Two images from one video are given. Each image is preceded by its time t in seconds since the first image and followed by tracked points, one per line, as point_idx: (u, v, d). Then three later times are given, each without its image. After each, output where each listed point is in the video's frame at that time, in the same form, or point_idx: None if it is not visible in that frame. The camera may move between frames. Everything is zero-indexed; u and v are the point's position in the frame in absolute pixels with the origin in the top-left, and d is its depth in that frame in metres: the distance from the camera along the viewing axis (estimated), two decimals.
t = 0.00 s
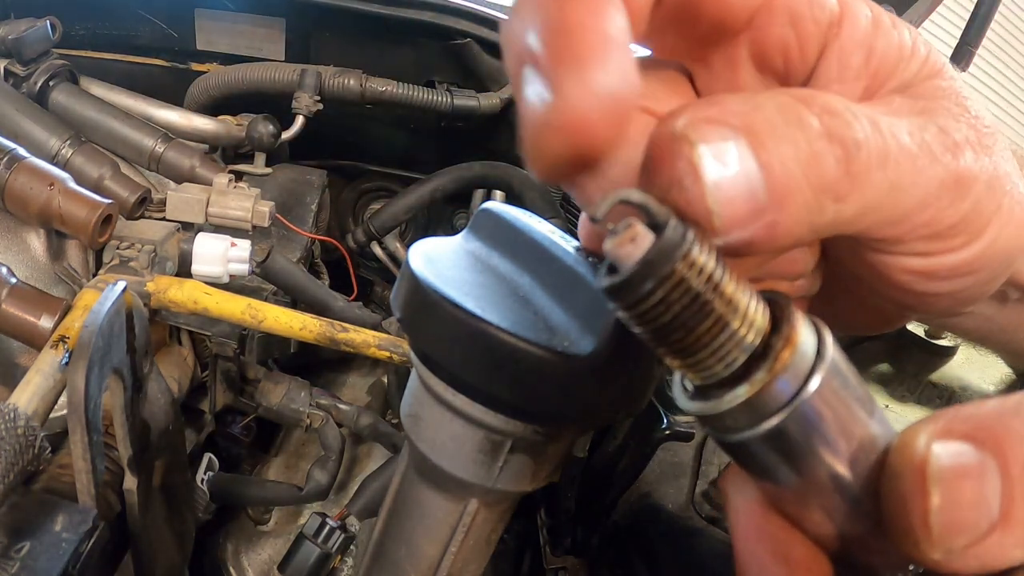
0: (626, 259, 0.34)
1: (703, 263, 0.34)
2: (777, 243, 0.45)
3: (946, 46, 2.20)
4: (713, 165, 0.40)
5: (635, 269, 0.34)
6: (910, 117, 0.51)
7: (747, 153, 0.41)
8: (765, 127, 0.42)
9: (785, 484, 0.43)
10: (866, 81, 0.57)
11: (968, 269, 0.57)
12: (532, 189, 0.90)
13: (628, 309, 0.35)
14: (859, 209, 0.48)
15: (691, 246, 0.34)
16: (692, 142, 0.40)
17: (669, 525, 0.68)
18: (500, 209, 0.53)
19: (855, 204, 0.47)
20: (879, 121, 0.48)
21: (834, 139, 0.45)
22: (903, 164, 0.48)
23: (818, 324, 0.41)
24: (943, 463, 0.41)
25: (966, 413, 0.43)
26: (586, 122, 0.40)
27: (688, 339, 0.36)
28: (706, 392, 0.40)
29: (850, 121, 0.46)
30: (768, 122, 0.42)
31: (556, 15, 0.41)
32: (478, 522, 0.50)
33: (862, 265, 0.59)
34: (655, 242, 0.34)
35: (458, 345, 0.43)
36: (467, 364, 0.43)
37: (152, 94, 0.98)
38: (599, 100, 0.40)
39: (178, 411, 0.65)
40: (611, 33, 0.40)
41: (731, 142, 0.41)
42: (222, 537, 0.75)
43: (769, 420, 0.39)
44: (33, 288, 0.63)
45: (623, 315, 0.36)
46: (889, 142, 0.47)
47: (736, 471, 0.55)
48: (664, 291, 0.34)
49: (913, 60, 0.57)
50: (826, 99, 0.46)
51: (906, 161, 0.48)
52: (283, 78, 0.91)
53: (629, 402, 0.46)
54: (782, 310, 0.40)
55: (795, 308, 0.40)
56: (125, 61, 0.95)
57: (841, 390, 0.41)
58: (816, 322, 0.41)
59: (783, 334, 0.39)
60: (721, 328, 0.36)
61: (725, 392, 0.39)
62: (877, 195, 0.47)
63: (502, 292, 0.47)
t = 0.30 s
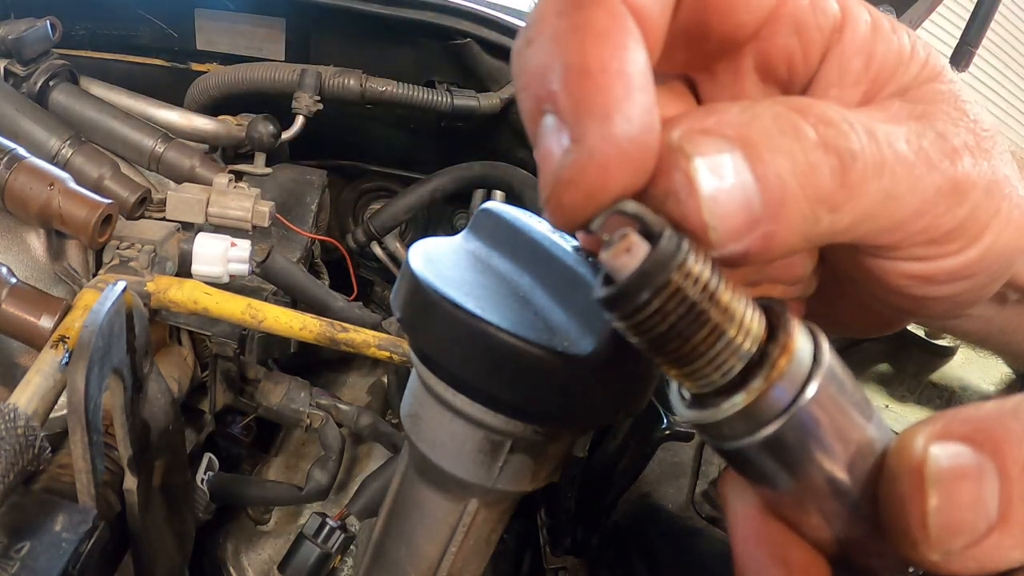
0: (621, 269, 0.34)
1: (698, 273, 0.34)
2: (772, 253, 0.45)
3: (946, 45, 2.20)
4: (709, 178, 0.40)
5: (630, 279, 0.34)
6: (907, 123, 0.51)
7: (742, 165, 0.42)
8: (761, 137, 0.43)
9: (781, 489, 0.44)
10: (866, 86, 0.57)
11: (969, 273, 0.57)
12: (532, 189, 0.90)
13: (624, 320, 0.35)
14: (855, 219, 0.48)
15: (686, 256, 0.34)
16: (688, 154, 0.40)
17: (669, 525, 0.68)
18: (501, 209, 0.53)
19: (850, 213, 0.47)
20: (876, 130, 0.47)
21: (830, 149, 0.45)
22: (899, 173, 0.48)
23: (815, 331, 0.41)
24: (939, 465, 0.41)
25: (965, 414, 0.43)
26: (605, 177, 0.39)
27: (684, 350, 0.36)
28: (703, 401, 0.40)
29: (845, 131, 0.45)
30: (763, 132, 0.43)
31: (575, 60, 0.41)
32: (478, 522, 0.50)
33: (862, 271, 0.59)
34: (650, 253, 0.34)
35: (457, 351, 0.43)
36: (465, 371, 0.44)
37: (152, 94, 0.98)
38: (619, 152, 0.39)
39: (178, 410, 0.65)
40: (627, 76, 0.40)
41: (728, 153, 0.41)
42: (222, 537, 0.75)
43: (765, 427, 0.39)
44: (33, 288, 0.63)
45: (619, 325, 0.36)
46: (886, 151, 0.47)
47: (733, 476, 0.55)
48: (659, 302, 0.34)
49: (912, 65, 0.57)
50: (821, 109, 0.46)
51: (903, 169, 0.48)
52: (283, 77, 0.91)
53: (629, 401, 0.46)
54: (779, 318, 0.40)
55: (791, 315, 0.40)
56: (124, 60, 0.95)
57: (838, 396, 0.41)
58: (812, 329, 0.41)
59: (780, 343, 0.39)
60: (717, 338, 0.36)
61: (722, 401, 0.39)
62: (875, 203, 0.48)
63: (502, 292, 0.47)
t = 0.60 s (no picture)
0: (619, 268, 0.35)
1: (695, 271, 0.34)
2: (771, 251, 0.45)
3: (946, 45, 2.20)
4: (706, 178, 0.40)
5: (628, 279, 0.34)
6: (907, 120, 0.51)
7: (740, 164, 0.42)
8: (756, 136, 0.42)
9: (782, 489, 0.44)
10: (861, 85, 0.57)
11: (970, 270, 0.56)
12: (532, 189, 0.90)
13: (622, 320, 0.35)
14: (856, 216, 0.48)
15: (683, 254, 0.34)
16: (684, 155, 0.40)
17: (669, 525, 0.68)
18: (500, 209, 0.53)
19: (852, 210, 0.47)
20: (875, 126, 0.47)
21: (828, 145, 0.44)
22: (900, 167, 0.47)
23: (813, 328, 0.41)
24: (941, 457, 0.41)
25: (963, 409, 0.44)
26: (583, 172, 0.39)
27: (682, 349, 0.36)
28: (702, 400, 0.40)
29: (844, 126, 0.45)
30: (759, 131, 0.43)
31: (556, 54, 0.41)
32: (478, 522, 0.50)
33: (862, 269, 0.59)
34: (648, 252, 0.34)
35: (457, 351, 0.43)
36: (468, 370, 0.44)
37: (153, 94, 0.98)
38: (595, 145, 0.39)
39: (178, 410, 0.65)
40: (606, 71, 0.40)
41: (723, 154, 0.41)
42: (222, 538, 0.75)
43: (766, 425, 0.39)
44: (33, 288, 0.63)
45: (617, 324, 0.36)
46: (886, 147, 0.47)
47: (733, 472, 0.56)
48: (657, 300, 0.34)
49: (907, 62, 0.57)
50: (818, 105, 0.46)
51: (903, 164, 0.48)
52: (283, 78, 0.91)
53: (629, 400, 0.46)
54: (777, 317, 0.40)
55: (790, 313, 0.40)
56: (125, 61, 0.95)
57: (838, 393, 0.41)
58: (811, 326, 0.41)
59: (779, 340, 0.39)
60: (715, 335, 0.36)
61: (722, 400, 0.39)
62: (876, 196, 0.47)
63: (502, 292, 0.47)
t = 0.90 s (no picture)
0: (619, 276, 0.35)
1: (696, 279, 0.34)
2: (769, 254, 0.45)
3: (946, 45, 2.20)
4: (703, 184, 0.40)
5: (629, 287, 0.34)
6: (901, 117, 0.50)
7: (736, 170, 0.42)
8: (753, 141, 0.43)
9: (783, 490, 0.43)
10: (856, 83, 0.57)
11: (968, 264, 0.57)
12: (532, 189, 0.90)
13: (622, 328, 0.35)
14: (853, 216, 0.48)
15: (684, 263, 0.34)
16: (681, 161, 0.40)
17: (669, 525, 0.68)
18: (501, 209, 0.53)
19: (848, 211, 0.47)
20: (869, 126, 0.47)
21: (822, 147, 0.44)
22: (894, 167, 0.47)
23: (812, 334, 0.41)
24: (935, 456, 0.41)
25: (961, 409, 0.43)
26: (604, 205, 0.39)
27: (682, 356, 0.36)
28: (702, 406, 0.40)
29: (838, 129, 0.45)
30: (755, 137, 0.43)
31: (576, 79, 0.41)
32: (478, 521, 0.50)
33: (862, 268, 0.59)
34: (649, 260, 0.34)
35: (458, 354, 0.43)
36: (469, 373, 0.44)
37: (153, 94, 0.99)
38: (614, 175, 0.39)
39: (178, 411, 0.65)
40: (627, 96, 0.40)
41: (720, 160, 0.42)
42: (222, 538, 0.75)
43: (766, 431, 0.39)
44: (33, 288, 0.63)
45: (618, 331, 0.36)
46: (881, 147, 0.47)
47: (733, 471, 0.56)
48: (658, 309, 0.34)
49: (900, 60, 0.58)
50: (813, 107, 0.46)
51: (898, 163, 0.48)
52: (283, 78, 0.91)
53: (629, 400, 0.47)
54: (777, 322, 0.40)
55: (790, 318, 0.40)
56: (125, 61, 0.96)
57: (836, 397, 0.41)
58: (810, 331, 0.41)
59: (778, 346, 0.39)
60: (717, 342, 0.36)
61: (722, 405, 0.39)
62: (871, 197, 0.47)
63: (503, 292, 0.47)
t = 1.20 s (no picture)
0: (609, 268, 0.35)
1: (685, 270, 0.34)
2: (761, 250, 0.46)
3: (947, 46, 2.19)
4: (695, 179, 0.40)
5: (618, 279, 0.34)
6: (895, 114, 0.50)
7: (726, 164, 0.42)
8: (744, 136, 0.43)
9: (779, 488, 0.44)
10: (849, 78, 0.56)
11: (970, 260, 0.56)
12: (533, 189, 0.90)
13: (612, 320, 0.35)
14: (846, 212, 0.48)
15: (672, 254, 0.34)
16: (671, 155, 0.40)
17: (670, 525, 0.68)
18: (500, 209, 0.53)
19: (840, 207, 0.47)
20: (863, 122, 0.47)
21: (815, 143, 0.45)
22: (888, 163, 0.47)
23: (803, 325, 0.41)
24: (934, 449, 0.41)
25: (956, 405, 0.44)
26: (555, 174, 0.42)
27: (671, 347, 0.36)
28: (695, 398, 0.40)
29: (831, 125, 0.46)
30: (746, 131, 0.43)
31: (540, 56, 0.42)
32: (478, 521, 0.50)
33: (862, 266, 0.59)
34: (638, 251, 0.34)
35: (454, 348, 0.44)
36: (466, 369, 0.44)
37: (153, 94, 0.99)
38: (568, 147, 0.41)
39: (179, 410, 0.65)
40: (586, 77, 0.42)
41: (711, 154, 0.41)
42: (222, 538, 0.75)
43: (757, 423, 0.39)
44: (33, 288, 0.63)
45: (607, 323, 0.36)
46: (874, 143, 0.47)
47: (727, 466, 0.56)
48: (647, 300, 0.34)
49: (894, 55, 0.56)
50: (805, 105, 0.46)
51: (892, 159, 0.48)
52: (284, 78, 0.91)
53: (629, 400, 0.47)
54: (767, 313, 0.40)
55: (781, 310, 0.40)
56: (126, 61, 0.96)
57: (829, 390, 0.41)
58: (802, 323, 0.41)
59: (769, 336, 0.39)
60: (706, 334, 0.36)
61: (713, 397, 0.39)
62: (864, 195, 0.47)
63: (503, 292, 0.47)
